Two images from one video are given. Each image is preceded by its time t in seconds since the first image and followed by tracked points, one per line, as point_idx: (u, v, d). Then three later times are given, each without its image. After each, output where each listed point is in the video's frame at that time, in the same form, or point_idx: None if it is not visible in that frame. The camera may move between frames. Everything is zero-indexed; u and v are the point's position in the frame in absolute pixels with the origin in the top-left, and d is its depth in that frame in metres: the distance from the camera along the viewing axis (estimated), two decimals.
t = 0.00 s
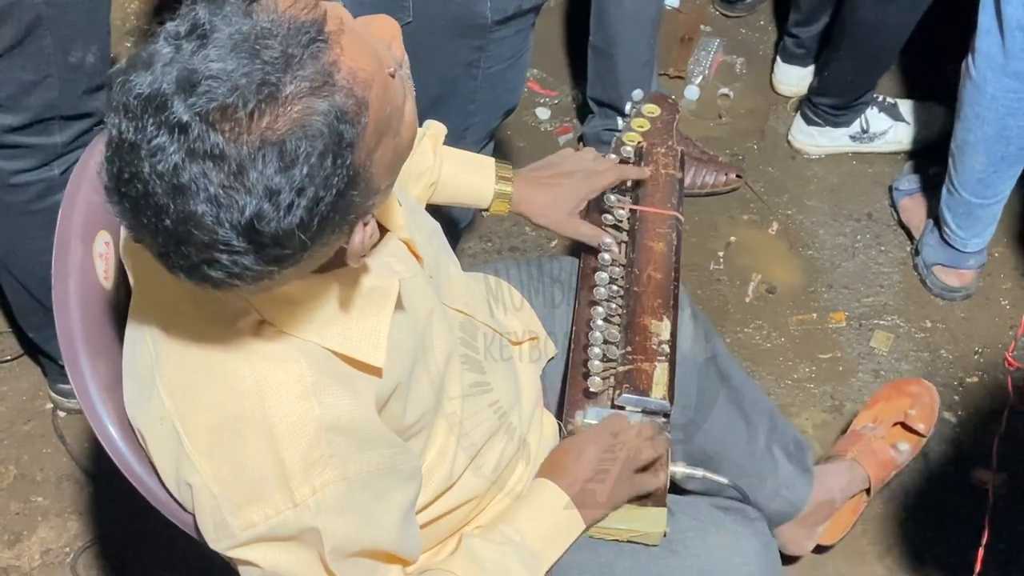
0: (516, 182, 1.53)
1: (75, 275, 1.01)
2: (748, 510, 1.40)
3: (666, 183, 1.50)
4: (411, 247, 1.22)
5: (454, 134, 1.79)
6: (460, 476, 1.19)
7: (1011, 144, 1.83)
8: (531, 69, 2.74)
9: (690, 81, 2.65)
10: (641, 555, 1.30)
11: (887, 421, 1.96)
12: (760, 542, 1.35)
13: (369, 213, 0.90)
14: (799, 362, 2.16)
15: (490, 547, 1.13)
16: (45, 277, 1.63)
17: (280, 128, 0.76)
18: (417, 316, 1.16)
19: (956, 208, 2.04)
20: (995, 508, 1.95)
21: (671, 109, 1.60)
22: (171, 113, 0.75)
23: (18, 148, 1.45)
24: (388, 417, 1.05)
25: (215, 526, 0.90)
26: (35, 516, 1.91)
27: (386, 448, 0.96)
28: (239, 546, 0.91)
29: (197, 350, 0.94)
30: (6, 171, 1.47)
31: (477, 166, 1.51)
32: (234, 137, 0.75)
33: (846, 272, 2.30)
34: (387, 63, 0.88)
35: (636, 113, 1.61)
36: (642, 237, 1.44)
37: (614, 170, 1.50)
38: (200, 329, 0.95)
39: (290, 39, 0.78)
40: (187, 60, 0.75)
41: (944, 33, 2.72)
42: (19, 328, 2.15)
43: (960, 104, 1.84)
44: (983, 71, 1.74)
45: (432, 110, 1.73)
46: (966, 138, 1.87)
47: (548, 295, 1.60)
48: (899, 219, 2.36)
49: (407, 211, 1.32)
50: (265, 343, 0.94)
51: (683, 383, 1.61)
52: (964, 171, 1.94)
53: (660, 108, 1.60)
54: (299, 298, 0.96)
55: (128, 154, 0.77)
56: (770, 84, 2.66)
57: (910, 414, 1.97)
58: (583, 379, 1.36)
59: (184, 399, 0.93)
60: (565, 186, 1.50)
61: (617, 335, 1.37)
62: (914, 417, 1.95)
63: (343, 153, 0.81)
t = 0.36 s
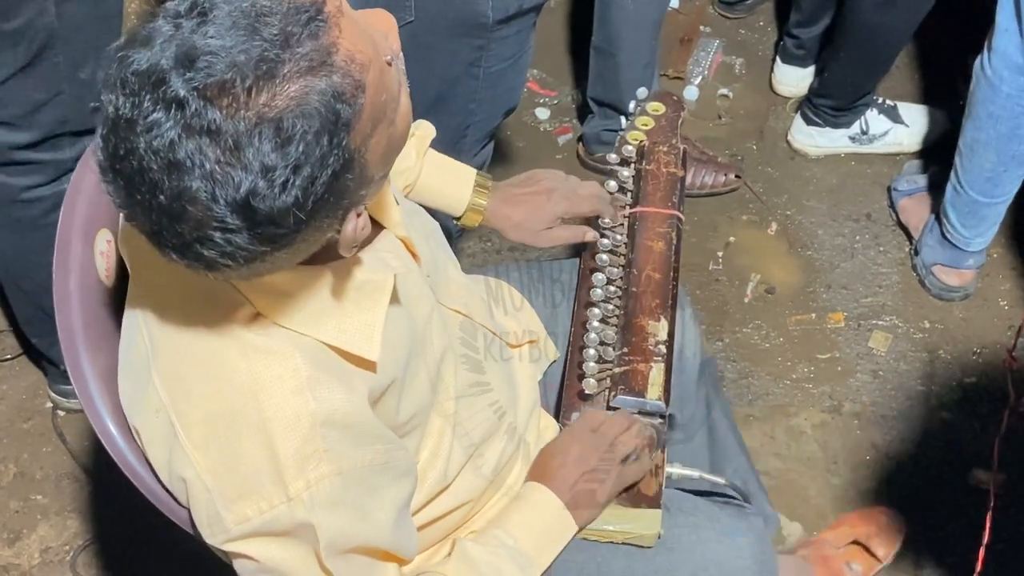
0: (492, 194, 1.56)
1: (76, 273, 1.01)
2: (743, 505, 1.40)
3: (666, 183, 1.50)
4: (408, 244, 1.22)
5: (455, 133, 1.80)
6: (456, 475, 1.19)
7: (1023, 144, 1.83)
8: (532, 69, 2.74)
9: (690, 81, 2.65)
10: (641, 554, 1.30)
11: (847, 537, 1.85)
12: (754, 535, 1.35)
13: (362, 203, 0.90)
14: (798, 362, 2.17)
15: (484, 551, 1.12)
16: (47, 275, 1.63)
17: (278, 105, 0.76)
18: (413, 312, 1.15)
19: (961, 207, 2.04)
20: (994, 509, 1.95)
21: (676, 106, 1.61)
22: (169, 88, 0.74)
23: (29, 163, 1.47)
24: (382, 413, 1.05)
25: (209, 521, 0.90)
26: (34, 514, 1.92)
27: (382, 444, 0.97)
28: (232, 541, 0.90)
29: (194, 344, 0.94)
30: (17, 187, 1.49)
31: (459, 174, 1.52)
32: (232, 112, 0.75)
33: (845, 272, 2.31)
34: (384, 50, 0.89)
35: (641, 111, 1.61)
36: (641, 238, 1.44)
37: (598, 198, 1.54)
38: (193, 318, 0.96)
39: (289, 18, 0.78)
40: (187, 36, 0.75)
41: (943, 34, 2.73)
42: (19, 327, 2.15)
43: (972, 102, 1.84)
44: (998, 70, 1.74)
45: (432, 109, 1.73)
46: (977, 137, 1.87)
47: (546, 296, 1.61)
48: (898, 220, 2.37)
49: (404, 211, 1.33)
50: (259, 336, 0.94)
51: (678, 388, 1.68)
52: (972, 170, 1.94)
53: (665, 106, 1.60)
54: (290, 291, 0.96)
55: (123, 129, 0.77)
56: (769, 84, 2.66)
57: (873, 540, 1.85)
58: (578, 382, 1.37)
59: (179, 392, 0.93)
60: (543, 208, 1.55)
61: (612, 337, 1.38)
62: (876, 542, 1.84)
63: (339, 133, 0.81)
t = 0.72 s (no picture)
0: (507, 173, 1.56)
1: (73, 274, 1.03)
2: (741, 499, 1.39)
3: (664, 180, 1.51)
4: (401, 240, 1.22)
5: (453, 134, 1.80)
6: (451, 472, 1.19)
7: None
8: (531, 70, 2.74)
9: (689, 83, 2.64)
10: (638, 554, 1.31)
11: None
12: (750, 530, 1.34)
13: (350, 189, 0.91)
14: (796, 363, 2.17)
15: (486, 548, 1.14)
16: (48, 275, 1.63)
17: (261, 90, 0.76)
18: (406, 305, 1.15)
19: (961, 207, 2.05)
20: (992, 510, 1.95)
21: (671, 104, 1.61)
22: (153, 75, 0.75)
23: (23, 149, 1.46)
24: (373, 406, 1.06)
25: (199, 515, 0.90)
26: (33, 513, 1.92)
27: (372, 437, 0.97)
28: (223, 535, 0.90)
29: (184, 335, 0.94)
30: (13, 172, 1.48)
31: (468, 159, 1.53)
32: (216, 98, 0.75)
33: (843, 274, 2.31)
34: (369, 36, 0.88)
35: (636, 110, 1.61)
36: (639, 236, 1.44)
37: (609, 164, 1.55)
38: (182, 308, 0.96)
39: (271, 2, 0.79)
40: (170, 23, 0.75)
41: (943, 36, 2.73)
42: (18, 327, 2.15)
43: (975, 103, 1.85)
44: (1004, 70, 1.74)
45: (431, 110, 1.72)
46: (981, 137, 1.87)
47: (545, 297, 1.61)
48: (897, 222, 2.37)
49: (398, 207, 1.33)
50: (247, 330, 0.95)
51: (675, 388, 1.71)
52: (975, 170, 1.94)
53: (660, 104, 1.61)
54: (279, 283, 0.97)
55: (109, 117, 0.77)
56: (768, 85, 2.67)
57: None
58: (578, 377, 1.36)
59: (170, 384, 0.93)
60: (557, 177, 1.54)
61: (612, 334, 1.38)
62: None
63: (323, 117, 0.81)
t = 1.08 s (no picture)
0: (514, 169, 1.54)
1: (76, 274, 1.04)
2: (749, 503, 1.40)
3: (672, 180, 1.51)
4: (395, 235, 1.21)
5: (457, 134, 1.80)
6: (450, 468, 1.19)
7: None
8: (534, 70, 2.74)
9: (692, 84, 2.62)
10: (642, 553, 1.30)
11: None
12: (757, 532, 1.35)
13: (346, 187, 0.91)
14: (799, 364, 2.17)
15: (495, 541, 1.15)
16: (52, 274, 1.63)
17: (266, 87, 0.76)
18: (398, 297, 1.14)
19: (966, 208, 2.04)
20: (996, 511, 1.95)
21: (678, 103, 1.62)
22: (160, 65, 0.74)
23: (37, 122, 1.46)
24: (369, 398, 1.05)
25: (200, 504, 0.89)
26: (36, 513, 1.92)
27: (369, 421, 0.96)
28: (222, 524, 0.89)
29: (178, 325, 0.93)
30: (23, 145, 1.47)
31: (473, 157, 1.51)
32: (221, 92, 0.75)
33: (846, 276, 2.31)
34: (374, 39, 0.88)
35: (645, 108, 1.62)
36: (646, 235, 1.45)
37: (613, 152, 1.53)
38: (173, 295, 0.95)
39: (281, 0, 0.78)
40: (180, 15, 0.75)
41: (946, 38, 2.73)
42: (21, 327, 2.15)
43: (981, 103, 1.84)
44: (1010, 70, 1.73)
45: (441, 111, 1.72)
46: (986, 137, 1.86)
47: (546, 296, 1.61)
48: (900, 223, 2.37)
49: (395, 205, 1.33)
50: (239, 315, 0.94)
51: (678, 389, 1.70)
52: (980, 171, 1.94)
53: (668, 103, 1.62)
54: (273, 271, 0.96)
55: (112, 103, 0.77)
56: (772, 87, 2.67)
57: None
58: (584, 379, 1.36)
59: (167, 372, 0.93)
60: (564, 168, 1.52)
61: (619, 334, 1.38)
62: None
63: (325, 117, 0.81)
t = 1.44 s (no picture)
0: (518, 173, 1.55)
1: (73, 280, 1.04)
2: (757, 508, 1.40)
3: (678, 180, 1.51)
4: (389, 238, 1.19)
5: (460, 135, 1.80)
6: (450, 467, 1.19)
7: None
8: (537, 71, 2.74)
9: (695, 85, 2.61)
10: (647, 555, 1.30)
11: None
12: (765, 539, 1.35)
13: (332, 193, 0.90)
14: (801, 365, 2.17)
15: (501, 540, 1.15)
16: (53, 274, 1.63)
17: (249, 87, 0.76)
18: (388, 295, 1.12)
19: (968, 210, 2.04)
20: (998, 513, 1.95)
21: (682, 102, 1.62)
22: (144, 62, 0.74)
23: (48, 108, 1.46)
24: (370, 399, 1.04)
25: (191, 507, 0.89)
26: (38, 513, 1.92)
27: (360, 420, 0.96)
28: (215, 525, 0.89)
29: (166, 329, 0.93)
30: (36, 131, 1.47)
31: (475, 160, 1.51)
32: (204, 91, 0.75)
33: (849, 277, 2.31)
34: (361, 45, 0.88)
35: (649, 107, 1.63)
36: (652, 235, 1.45)
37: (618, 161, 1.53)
38: (162, 294, 0.95)
39: (267, 3, 0.78)
40: (166, 13, 0.75)
41: (949, 39, 2.73)
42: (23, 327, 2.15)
43: (984, 106, 1.85)
44: (1012, 73, 1.74)
45: (455, 109, 1.72)
46: (988, 140, 1.87)
47: (548, 294, 1.61)
48: (903, 224, 2.37)
49: (389, 205, 1.31)
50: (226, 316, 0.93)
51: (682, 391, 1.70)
52: (982, 175, 1.94)
53: (672, 102, 1.62)
54: (258, 272, 0.95)
55: (96, 99, 0.77)
56: (774, 88, 2.67)
57: None
58: (592, 380, 1.37)
59: (156, 376, 0.93)
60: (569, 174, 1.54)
61: (626, 334, 1.38)
62: None
63: (308, 120, 0.81)
